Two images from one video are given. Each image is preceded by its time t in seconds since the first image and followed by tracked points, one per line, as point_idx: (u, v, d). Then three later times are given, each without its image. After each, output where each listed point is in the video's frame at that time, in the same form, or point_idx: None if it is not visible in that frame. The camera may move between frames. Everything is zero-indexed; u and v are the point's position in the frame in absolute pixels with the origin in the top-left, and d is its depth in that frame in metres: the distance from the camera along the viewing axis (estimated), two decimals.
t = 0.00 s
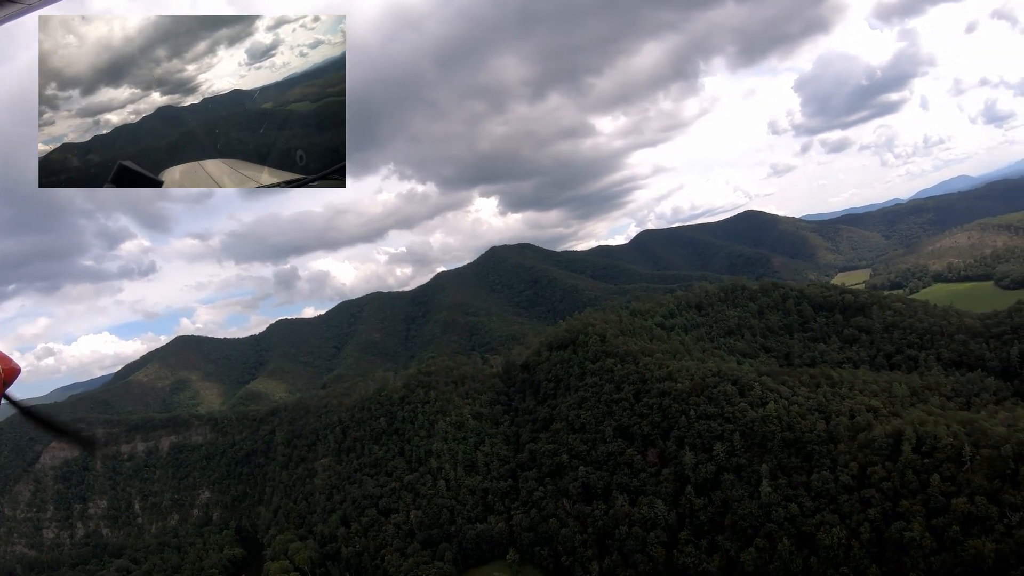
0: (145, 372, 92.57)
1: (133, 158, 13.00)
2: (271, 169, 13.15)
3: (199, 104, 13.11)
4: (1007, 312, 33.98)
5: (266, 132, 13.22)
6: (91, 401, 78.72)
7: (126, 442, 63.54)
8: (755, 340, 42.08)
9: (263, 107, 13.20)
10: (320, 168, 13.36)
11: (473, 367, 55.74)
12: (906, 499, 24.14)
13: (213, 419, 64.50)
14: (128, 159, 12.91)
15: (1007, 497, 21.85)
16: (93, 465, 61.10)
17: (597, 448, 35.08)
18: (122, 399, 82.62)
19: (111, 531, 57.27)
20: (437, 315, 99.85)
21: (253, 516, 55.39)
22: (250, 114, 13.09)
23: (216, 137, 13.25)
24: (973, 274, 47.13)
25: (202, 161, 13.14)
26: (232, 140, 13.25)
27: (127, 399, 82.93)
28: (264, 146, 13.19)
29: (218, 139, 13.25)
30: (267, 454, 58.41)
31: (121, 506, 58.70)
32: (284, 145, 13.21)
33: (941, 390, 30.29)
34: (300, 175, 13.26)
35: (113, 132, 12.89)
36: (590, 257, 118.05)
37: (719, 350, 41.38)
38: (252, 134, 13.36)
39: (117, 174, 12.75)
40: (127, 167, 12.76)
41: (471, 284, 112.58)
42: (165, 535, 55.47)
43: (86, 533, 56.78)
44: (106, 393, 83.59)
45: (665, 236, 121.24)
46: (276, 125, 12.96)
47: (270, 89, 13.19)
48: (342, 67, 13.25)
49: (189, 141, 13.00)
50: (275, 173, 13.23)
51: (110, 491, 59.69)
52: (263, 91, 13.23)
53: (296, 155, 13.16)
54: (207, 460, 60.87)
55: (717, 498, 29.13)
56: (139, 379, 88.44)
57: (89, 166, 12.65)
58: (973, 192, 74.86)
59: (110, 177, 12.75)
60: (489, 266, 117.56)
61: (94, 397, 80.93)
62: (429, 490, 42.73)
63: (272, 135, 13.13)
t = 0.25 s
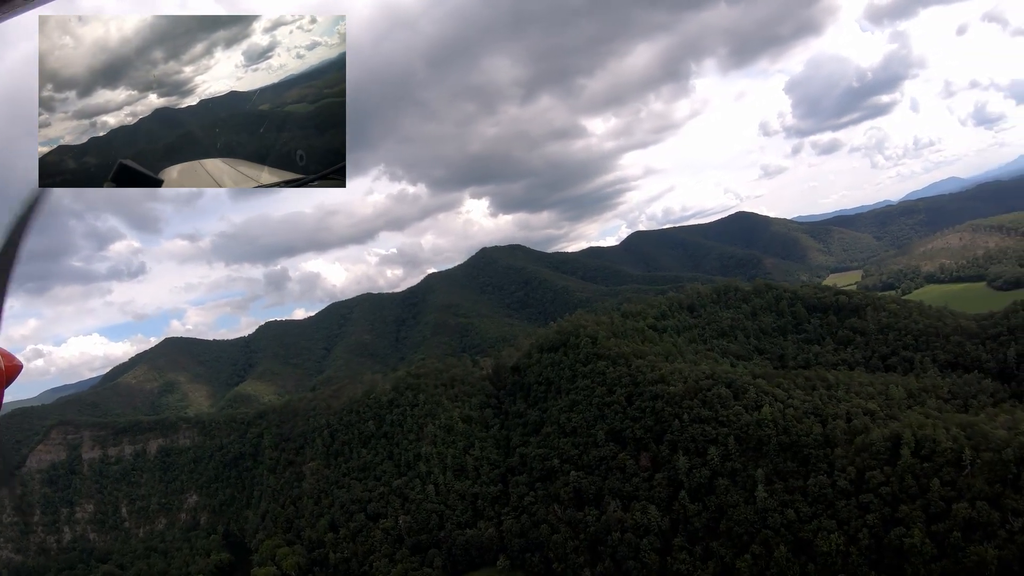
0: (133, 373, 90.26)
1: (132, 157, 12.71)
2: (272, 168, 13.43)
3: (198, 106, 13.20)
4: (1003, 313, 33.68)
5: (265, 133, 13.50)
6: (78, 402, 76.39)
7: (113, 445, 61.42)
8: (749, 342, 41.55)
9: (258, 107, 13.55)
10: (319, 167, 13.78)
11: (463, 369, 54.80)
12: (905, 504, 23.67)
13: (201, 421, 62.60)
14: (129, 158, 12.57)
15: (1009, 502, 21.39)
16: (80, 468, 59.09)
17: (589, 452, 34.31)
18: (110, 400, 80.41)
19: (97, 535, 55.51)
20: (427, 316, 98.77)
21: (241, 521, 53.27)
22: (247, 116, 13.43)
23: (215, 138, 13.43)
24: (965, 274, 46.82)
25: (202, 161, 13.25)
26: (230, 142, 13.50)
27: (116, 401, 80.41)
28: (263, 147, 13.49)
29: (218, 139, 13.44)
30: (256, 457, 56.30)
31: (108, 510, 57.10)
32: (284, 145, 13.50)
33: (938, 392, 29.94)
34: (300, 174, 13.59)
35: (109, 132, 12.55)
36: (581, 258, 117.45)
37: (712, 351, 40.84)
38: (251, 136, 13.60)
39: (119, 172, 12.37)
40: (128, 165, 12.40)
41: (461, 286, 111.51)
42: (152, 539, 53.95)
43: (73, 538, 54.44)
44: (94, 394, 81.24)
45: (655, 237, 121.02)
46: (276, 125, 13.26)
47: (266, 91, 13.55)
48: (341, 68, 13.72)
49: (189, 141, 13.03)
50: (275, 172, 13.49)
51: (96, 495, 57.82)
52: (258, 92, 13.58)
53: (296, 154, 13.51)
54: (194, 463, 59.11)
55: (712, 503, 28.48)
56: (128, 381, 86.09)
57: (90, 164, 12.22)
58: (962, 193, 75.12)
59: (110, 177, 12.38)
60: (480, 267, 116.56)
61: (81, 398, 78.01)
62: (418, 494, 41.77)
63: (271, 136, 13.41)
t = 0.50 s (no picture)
0: (120, 378, 88.60)
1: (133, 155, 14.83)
2: (270, 168, 15.24)
3: (200, 108, 15.13)
4: (997, 316, 33.39)
5: (265, 134, 15.28)
6: (64, 408, 74.75)
7: (99, 450, 60.29)
8: (741, 346, 41.07)
9: (258, 110, 15.27)
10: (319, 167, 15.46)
11: (452, 375, 53.90)
12: (904, 512, 23.14)
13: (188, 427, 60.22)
14: (128, 156, 14.77)
15: (1011, 509, 20.87)
16: (65, 475, 57.97)
17: (579, 460, 33.51)
18: (95, 406, 78.68)
19: (82, 542, 54.48)
20: (416, 320, 97.82)
21: (227, 530, 51.22)
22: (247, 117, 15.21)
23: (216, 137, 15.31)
24: (956, 277, 46.58)
25: (202, 160, 15.20)
26: (230, 143, 15.39)
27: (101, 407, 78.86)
28: (263, 149, 15.30)
29: (219, 138, 15.29)
30: (242, 464, 54.29)
31: (94, 517, 56.18)
32: (284, 147, 15.25)
33: (934, 397, 29.56)
34: (300, 174, 15.33)
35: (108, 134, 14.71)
36: (572, 262, 117.10)
37: (704, 356, 40.31)
38: (249, 137, 15.41)
39: (119, 171, 14.67)
40: (127, 164, 14.65)
41: (451, 290, 110.62)
42: (137, 547, 52.38)
43: (56, 546, 54.13)
44: (80, 399, 79.65)
45: (645, 241, 120.96)
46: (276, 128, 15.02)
47: (265, 95, 15.23)
48: (336, 70, 15.41)
49: (193, 142, 15.03)
50: (274, 172, 15.30)
51: (82, 502, 56.91)
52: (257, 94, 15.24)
53: (296, 154, 15.19)
54: (180, 471, 57.15)
55: (705, 511, 27.81)
56: (115, 386, 84.47)
57: (92, 163, 14.58)
58: (951, 197, 75.41)
59: (112, 175, 14.71)
60: (469, 272, 115.77)
61: (66, 403, 76.54)
62: (405, 503, 40.73)
63: (272, 138, 15.23)
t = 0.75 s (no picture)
0: (104, 386, 85.97)
1: (134, 158, 16.95)
2: (270, 167, 17.04)
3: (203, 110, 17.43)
4: (990, 320, 33.11)
5: (265, 136, 17.25)
6: (47, 416, 72.40)
7: (82, 460, 58.30)
8: (731, 353, 40.55)
9: (256, 112, 17.39)
10: (319, 167, 17.11)
11: (438, 383, 52.86)
12: (903, 521, 22.64)
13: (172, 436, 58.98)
14: (128, 158, 16.87)
15: (1012, 518, 20.48)
16: (48, 484, 54.80)
17: (568, 469, 32.66)
18: (80, 413, 76.63)
19: (66, 554, 51.97)
20: (404, 328, 96.57)
21: (211, 542, 49.51)
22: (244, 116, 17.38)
23: (217, 140, 17.44)
24: (947, 281, 46.39)
25: (201, 162, 17.28)
26: (229, 145, 17.45)
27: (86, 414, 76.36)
28: (261, 152, 17.19)
29: (220, 142, 17.39)
30: (227, 474, 53.08)
31: (77, 528, 53.97)
32: (284, 148, 17.05)
33: (928, 403, 29.24)
34: (300, 173, 17.02)
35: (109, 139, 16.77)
36: (560, 269, 116.65)
37: (694, 363, 39.78)
38: (249, 140, 17.38)
39: (119, 170, 16.72)
40: (127, 165, 16.74)
41: (439, 297, 109.41)
42: (119, 560, 50.01)
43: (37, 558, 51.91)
44: (62, 407, 76.98)
45: (633, 247, 120.89)
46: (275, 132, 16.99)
47: (262, 99, 17.32)
48: (329, 73, 17.37)
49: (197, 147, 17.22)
50: (273, 171, 17.12)
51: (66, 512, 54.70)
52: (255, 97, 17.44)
53: (296, 156, 16.92)
54: (164, 480, 55.32)
55: (698, 522, 27.13)
56: (99, 394, 82.10)
57: (90, 167, 16.89)
58: (937, 204, 75.90)
59: (114, 175, 16.77)
60: (457, 279, 114.77)
61: (48, 410, 73.82)
62: (390, 515, 39.56)
63: (273, 142, 17.14)
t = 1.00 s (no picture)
0: (89, 396, 83.65)
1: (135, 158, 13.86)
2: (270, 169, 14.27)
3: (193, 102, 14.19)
4: (982, 324, 32.78)
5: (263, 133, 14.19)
6: (28, 427, 69.98)
7: (65, 472, 57.50)
8: (722, 360, 39.92)
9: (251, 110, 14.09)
10: (320, 169, 14.45)
11: (424, 393, 51.73)
12: (902, 530, 21.98)
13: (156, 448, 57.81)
14: (128, 158, 13.76)
15: (1014, 524, 19.94)
16: (30, 497, 54.89)
17: (557, 480, 31.69)
18: (64, 424, 73.88)
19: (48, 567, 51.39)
20: (390, 337, 95.27)
21: (195, 556, 47.18)
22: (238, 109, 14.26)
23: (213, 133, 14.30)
24: (936, 285, 46.25)
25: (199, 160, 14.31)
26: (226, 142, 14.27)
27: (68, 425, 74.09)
28: (260, 151, 14.24)
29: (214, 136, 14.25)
30: (212, 486, 50.79)
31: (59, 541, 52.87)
32: (283, 147, 14.27)
33: (922, 408, 28.73)
34: (300, 177, 14.33)
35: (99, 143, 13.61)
36: (548, 276, 116.05)
37: (683, 371, 39.12)
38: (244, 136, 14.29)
39: (117, 172, 13.69)
40: (127, 166, 13.67)
41: (425, 306, 108.15)
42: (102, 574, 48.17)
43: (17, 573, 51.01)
44: (44, 417, 74.42)
45: (621, 254, 120.72)
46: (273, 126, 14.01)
47: (259, 96, 14.05)
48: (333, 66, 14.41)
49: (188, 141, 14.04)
50: (272, 173, 14.32)
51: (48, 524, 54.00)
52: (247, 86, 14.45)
53: (296, 156, 14.22)
54: (148, 492, 53.61)
55: (691, 534, 26.29)
56: (82, 404, 79.68)
57: (88, 167, 13.75)
58: (922, 210, 76.39)
59: (112, 177, 13.77)
60: (444, 287, 113.71)
61: (29, 422, 71.18)
62: (375, 528, 38.28)
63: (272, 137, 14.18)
